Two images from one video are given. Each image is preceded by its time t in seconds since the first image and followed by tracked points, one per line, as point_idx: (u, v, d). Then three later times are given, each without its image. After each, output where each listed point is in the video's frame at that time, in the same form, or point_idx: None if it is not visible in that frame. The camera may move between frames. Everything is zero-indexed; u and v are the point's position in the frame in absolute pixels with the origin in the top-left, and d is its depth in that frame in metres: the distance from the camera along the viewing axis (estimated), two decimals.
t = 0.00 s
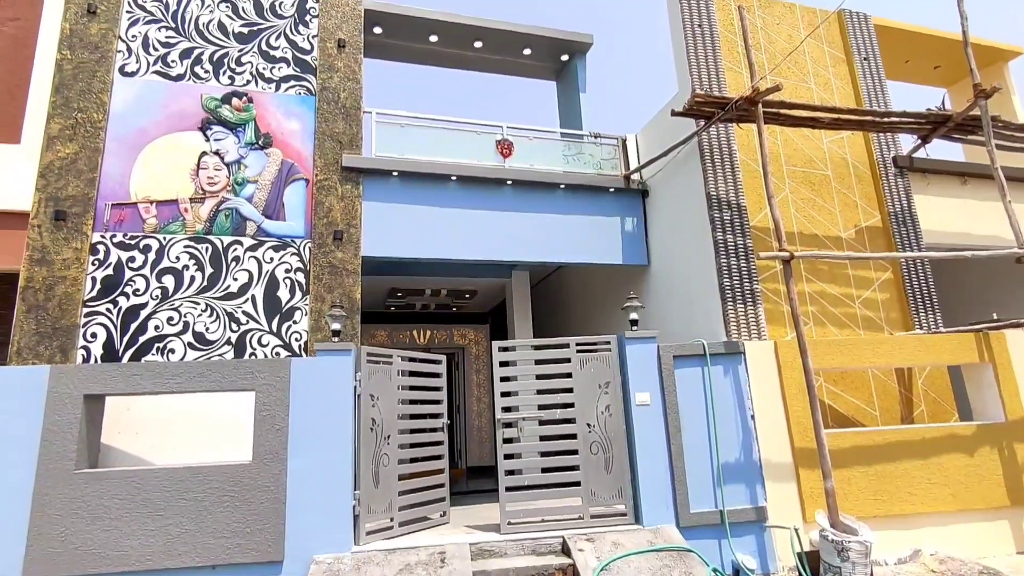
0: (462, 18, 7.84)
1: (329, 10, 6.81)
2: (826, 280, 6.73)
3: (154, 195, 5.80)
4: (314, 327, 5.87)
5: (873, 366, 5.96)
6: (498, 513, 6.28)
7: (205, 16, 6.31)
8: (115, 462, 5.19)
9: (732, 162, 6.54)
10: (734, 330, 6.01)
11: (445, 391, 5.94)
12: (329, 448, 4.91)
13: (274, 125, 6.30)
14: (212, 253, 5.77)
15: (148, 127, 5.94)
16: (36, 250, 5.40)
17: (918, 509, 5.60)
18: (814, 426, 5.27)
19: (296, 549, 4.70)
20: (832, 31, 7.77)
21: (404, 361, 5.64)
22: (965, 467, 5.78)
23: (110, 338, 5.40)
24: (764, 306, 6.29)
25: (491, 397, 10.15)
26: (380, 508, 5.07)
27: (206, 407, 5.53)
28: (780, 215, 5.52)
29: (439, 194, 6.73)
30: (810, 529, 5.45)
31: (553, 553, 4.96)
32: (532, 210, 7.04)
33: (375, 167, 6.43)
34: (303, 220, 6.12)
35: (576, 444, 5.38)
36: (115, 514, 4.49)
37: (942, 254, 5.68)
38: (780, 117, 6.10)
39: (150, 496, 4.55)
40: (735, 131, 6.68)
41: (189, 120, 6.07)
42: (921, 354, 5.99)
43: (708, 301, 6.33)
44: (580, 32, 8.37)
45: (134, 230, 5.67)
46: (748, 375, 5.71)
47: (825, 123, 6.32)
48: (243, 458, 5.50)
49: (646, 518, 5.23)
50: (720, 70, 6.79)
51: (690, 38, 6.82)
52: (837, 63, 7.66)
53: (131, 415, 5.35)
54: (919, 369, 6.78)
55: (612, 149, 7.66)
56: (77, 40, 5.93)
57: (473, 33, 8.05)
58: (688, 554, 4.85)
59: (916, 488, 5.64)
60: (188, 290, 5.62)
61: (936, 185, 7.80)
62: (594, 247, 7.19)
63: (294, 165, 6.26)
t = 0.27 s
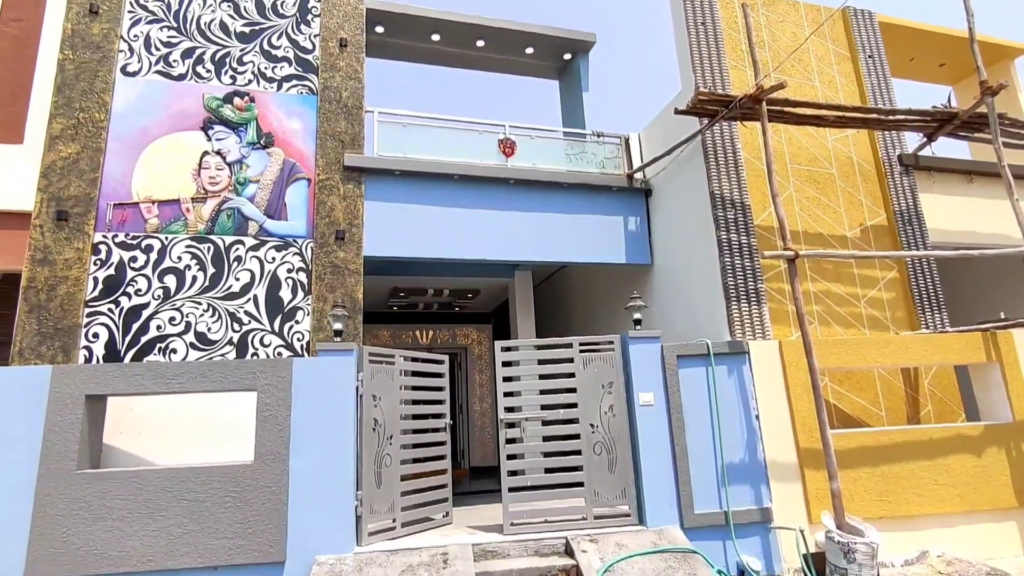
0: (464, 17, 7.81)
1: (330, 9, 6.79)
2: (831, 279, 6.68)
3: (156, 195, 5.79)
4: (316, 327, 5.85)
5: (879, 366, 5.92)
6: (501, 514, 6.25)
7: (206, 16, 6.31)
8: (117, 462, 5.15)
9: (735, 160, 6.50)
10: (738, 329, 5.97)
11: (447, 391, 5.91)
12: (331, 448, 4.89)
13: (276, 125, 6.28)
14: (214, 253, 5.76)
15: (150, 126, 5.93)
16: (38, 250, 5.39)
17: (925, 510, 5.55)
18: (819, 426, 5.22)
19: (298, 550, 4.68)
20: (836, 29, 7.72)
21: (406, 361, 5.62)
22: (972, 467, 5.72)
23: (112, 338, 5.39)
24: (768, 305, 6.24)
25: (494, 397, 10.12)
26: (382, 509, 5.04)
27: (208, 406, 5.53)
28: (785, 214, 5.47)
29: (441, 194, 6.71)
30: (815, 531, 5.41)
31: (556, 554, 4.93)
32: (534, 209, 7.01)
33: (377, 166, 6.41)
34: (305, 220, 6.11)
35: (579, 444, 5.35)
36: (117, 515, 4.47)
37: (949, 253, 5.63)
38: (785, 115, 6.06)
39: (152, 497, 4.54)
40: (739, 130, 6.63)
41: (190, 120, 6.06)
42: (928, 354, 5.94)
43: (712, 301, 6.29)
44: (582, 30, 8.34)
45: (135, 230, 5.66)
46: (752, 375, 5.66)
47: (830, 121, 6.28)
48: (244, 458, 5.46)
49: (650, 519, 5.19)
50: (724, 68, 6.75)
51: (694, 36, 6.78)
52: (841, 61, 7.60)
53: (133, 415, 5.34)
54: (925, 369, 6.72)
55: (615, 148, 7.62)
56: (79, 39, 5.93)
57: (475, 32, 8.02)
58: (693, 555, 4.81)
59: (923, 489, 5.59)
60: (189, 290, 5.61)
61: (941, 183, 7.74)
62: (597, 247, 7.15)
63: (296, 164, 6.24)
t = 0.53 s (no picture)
0: (469, 18, 7.79)
1: (335, 11, 6.78)
2: (840, 280, 6.61)
3: (162, 197, 5.79)
4: (321, 329, 5.83)
5: (890, 368, 5.85)
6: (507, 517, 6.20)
7: (212, 18, 6.31)
8: (123, 465, 5.15)
9: (743, 160, 6.44)
10: (747, 331, 5.90)
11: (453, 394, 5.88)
12: (337, 451, 4.86)
13: (282, 126, 6.27)
14: (219, 256, 5.75)
15: (156, 128, 5.93)
16: (45, 252, 5.39)
17: (938, 514, 5.48)
18: (830, 428, 5.15)
19: (304, 553, 4.65)
20: (844, 28, 7.66)
21: (411, 364, 5.59)
22: (985, 470, 5.64)
23: (118, 340, 5.38)
24: (777, 306, 6.17)
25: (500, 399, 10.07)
26: (388, 512, 5.01)
27: (214, 409, 5.50)
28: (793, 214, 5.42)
29: (447, 195, 6.68)
30: (827, 535, 5.33)
31: (564, 558, 4.88)
32: (540, 210, 6.97)
33: (382, 168, 6.39)
34: (310, 222, 6.09)
35: (586, 447, 5.29)
36: (122, 518, 4.45)
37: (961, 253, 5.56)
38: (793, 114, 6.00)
39: (157, 500, 4.52)
40: (746, 129, 6.58)
41: (196, 122, 6.06)
42: (939, 356, 5.87)
43: (720, 302, 6.23)
44: (588, 30, 8.30)
45: (141, 232, 5.66)
46: (761, 377, 5.60)
47: (839, 121, 6.21)
48: (250, 460, 5.46)
49: (658, 523, 5.13)
50: (731, 68, 6.69)
51: (700, 35, 6.73)
52: (849, 60, 7.53)
53: (138, 417, 5.33)
54: (937, 371, 6.64)
55: (621, 149, 7.58)
56: (86, 42, 5.94)
57: (480, 33, 7.99)
58: (702, 559, 4.74)
59: (936, 493, 5.51)
60: (195, 292, 5.60)
61: (952, 182, 7.66)
62: (604, 248, 7.11)
63: (301, 166, 6.23)
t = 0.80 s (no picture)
0: (474, 19, 7.76)
1: (340, 12, 6.76)
2: (850, 280, 6.53)
3: (167, 199, 5.77)
4: (326, 331, 5.79)
5: (901, 370, 5.77)
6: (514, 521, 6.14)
7: (217, 20, 6.30)
8: (127, 468, 5.05)
9: (751, 160, 6.38)
10: (755, 332, 5.82)
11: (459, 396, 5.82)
12: (342, 454, 4.81)
13: (286, 128, 6.24)
14: (224, 257, 5.72)
15: (161, 130, 5.91)
16: (49, 254, 5.37)
17: (952, 518, 5.39)
18: (842, 430, 5.08)
19: (309, 558, 4.60)
20: (851, 27, 7.60)
21: (417, 366, 5.54)
22: (999, 474, 5.56)
23: (122, 342, 5.35)
24: (787, 307, 6.09)
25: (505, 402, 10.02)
26: (394, 516, 4.95)
27: (219, 412, 5.45)
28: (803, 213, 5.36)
29: (452, 196, 6.64)
30: (840, 540, 5.25)
31: (572, 563, 4.81)
32: (546, 211, 6.93)
33: (387, 169, 6.36)
34: (315, 223, 6.06)
35: (594, 450, 5.23)
36: (126, 522, 4.41)
37: (973, 252, 5.49)
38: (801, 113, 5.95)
39: (161, 503, 4.48)
40: (753, 129, 6.52)
41: (201, 123, 6.04)
42: (951, 358, 5.81)
43: (729, 303, 6.16)
44: (593, 31, 8.26)
45: (146, 234, 5.63)
46: (771, 379, 5.53)
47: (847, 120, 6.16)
48: (254, 464, 5.40)
49: (667, 527, 5.07)
50: (738, 67, 6.64)
51: (707, 34, 6.68)
52: (857, 59, 7.47)
53: (143, 419, 5.26)
54: (948, 373, 6.55)
55: (627, 149, 7.53)
56: (91, 44, 5.93)
57: (485, 34, 7.96)
58: (713, 564, 4.67)
59: (950, 497, 5.43)
60: (200, 294, 5.57)
61: (962, 182, 7.57)
62: (610, 249, 7.05)
63: (306, 167, 6.20)
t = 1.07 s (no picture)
0: (478, 18, 7.71)
1: (344, 11, 6.72)
2: (860, 281, 6.44)
3: (169, 199, 5.72)
4: (330, 332, 5.73)
5: (912, 371, 5.70)
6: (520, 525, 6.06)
7: (220, 19, 6.26)
8: (129, 471, 5.01)
9: (759, 159, 6.31)
10: (765, 333, 5.73)
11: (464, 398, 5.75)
12: (345, 457, 4.74)
13: (290, 128, 6.19)
14: (227, 258, 5.66)
15: (163, 130, 5.87)
16: (51, 255, 5.32)
17: (966, 522, 5.30)
18: (854, 432, 5.00)
19: (312, 562, 4.53)
20: (859, 25, 7.53)
21: (421, 367, 5.47)
22: (1013, 477, 5.47)
23: (124, 344, 5.29)
24: (796, 308, 6.01)
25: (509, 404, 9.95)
26: (399, 520, 4.88)
27: (221, 414, 5.37)
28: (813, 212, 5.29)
29: (456, 196, 6.58)
30: (853, 544, 5.15)
31: (580, 568, 4.73)
32: (551, 211, 6.86)
33: (391, 169, 6.30)
34: (318, 223, 6.00)
35: (602, 453, 5.15)
36: (127, 526, 4.35)
37: (985, 252, 5.41)
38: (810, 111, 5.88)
39: (163, 507, 4.41)
40: (761, 127, 6.45)
41: (204, 123, 5.99)
42: (959, 359, 5.79)
43: (737, 304, 6.07)
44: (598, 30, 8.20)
45: (148, 234, 5.58)
46: (781, 380, 5.45)
47: (856, 118, 6.08)
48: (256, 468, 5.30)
49: (676, 531, 4.98)
50: (745, 65, 6.57)
51: (713, 33, 6.62)
52: (865, 58, 7.40)
53: (145, 423, 5.20)
54: (960, 374, 6.46)
55: (632, 149, 7.47)
56: (93, 43, 5.89)
57: (489, 33, 7.91)
58: (723, 569, 4.57)
59: (963, 501, 5.34)
60: (202, 295, 5.51)
61: (972, 181, 7.48)
62: (616, 249, 6.98)
63: (309, 167, 6.14)
